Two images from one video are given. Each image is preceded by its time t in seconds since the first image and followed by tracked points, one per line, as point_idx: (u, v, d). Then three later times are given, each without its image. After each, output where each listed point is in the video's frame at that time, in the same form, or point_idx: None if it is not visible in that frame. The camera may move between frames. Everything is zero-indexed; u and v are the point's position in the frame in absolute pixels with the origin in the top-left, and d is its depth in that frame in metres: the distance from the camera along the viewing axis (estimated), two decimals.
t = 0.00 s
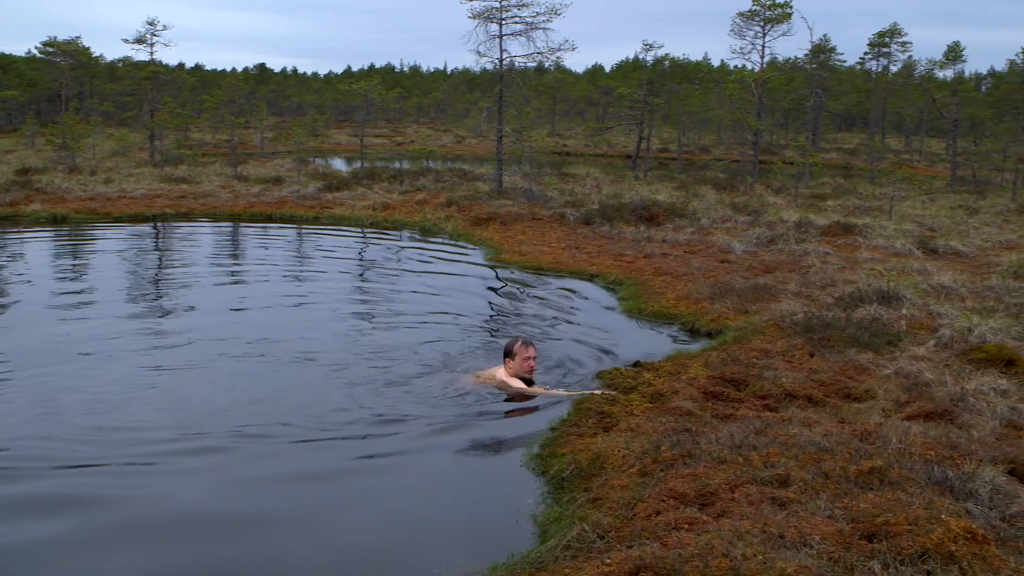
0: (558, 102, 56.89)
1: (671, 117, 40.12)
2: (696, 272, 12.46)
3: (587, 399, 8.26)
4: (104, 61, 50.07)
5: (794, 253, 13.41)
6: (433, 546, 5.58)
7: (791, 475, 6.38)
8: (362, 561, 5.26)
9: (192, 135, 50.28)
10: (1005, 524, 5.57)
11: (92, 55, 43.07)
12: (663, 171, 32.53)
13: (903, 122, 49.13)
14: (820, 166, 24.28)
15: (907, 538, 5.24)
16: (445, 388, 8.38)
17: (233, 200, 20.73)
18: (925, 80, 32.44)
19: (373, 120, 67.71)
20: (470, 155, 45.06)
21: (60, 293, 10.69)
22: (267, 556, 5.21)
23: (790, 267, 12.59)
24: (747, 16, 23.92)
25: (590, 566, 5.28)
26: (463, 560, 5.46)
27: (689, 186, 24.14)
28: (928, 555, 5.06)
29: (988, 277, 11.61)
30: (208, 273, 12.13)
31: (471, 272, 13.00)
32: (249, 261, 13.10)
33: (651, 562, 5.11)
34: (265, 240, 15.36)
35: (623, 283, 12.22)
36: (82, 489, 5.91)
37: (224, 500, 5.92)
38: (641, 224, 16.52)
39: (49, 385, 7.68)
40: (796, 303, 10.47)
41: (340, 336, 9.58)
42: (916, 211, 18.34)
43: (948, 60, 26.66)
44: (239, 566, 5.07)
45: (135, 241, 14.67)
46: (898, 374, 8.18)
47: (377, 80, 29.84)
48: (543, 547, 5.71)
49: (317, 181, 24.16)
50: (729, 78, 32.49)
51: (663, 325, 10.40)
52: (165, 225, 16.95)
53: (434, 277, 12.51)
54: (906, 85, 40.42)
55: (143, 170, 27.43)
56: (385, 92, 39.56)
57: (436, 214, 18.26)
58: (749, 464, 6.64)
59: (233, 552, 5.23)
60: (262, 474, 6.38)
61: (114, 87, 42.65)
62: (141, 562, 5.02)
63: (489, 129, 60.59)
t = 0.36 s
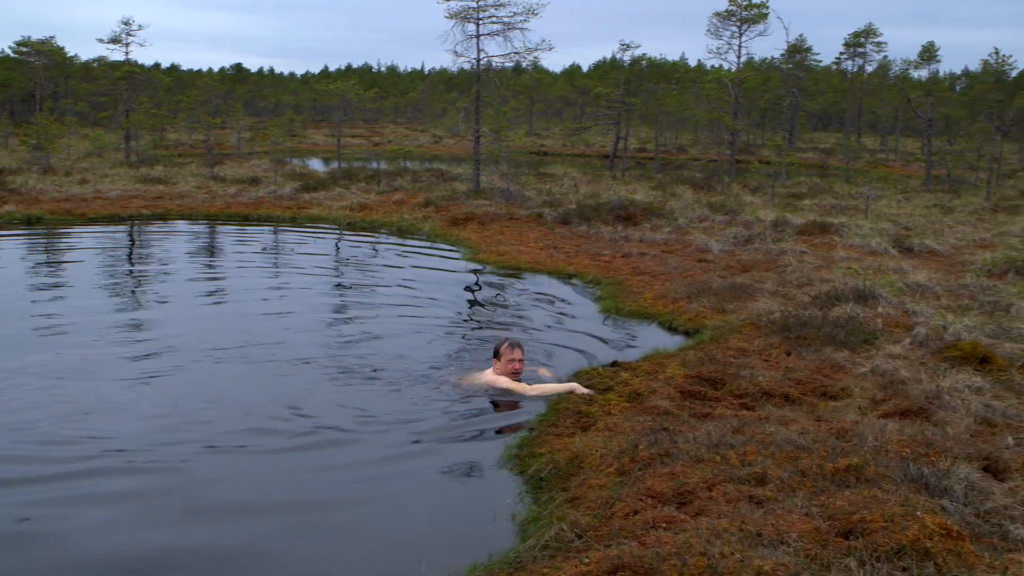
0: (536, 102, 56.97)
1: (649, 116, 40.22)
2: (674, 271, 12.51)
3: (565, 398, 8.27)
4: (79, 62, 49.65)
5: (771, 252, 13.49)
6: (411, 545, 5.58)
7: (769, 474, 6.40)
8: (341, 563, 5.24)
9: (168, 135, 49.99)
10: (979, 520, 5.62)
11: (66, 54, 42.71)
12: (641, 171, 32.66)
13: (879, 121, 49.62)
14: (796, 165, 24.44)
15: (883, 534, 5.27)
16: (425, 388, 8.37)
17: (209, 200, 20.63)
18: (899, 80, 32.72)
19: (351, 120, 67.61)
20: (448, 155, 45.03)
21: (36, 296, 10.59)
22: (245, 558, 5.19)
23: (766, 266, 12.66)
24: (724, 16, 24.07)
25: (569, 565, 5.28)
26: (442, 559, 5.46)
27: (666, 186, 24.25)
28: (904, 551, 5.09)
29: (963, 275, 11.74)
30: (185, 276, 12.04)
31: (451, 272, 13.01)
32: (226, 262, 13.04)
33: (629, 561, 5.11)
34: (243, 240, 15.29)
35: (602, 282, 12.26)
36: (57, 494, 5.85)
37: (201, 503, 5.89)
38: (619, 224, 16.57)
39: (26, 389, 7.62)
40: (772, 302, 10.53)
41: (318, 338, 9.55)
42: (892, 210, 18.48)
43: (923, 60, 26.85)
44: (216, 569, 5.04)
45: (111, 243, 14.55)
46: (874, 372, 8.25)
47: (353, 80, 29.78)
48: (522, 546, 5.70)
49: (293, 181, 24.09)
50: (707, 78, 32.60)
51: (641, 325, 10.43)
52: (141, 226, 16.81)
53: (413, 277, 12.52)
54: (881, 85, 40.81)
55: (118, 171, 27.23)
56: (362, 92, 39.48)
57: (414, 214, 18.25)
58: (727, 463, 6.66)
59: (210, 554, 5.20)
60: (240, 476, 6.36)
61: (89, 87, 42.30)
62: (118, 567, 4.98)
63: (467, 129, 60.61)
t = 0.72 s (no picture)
0: (520, 102, 57.17)
1: (634, 116, 40.34)
2: (658, 271, 12.55)
3: (550, 399, 8.27)
4: (62, 62, 49.44)
5: (755, 251, 13.55)
6: (396, 547, 5.57)
7: (754, 472, 6.41)
8: (325, 565, 5.22)
9: (151, 136, 49.86)
10: (962, 518, 5.64)
11: (48, 54, 42.54)
12: (625, 171, 32.73)
13: (863, 121, 49.92)
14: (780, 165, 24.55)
15: (867, 533, 5.30)
16: (410, 389, 8.36)
17: (193, 201, 20.60)
18: (882, 80, 32.89)
19: (337, 120, 67.64)
20: (433, 156, 45.10)
21: (20, 296, 10.56)
22: (229, 561, 5.17)
23: (751, 266, 12.72)
24: (709, 17, 24.16)
25: (555, 565, 5.28)
26: (427, 561, 5.45)
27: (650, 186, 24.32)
28: (888, 549, 5.12)
29: (946, 274, 11.81)
30: (168, 277, 11.98)
31: (437, 273, 13.02)
32: (211, 262, 13.03)
33: (614, 561, 5.11)
34: (226, 241, 15.26)
35: (587, 282, 12.28)
36: (42, 498, 5.82)
37: (183, 507, 5.85)
38: (603, 224, 16.60)
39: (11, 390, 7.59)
40: (757, 301, 10.57)
41: (303, 338, 9.54)
42: (875, 210, 18.58)
43: (906, 61, 26.93)
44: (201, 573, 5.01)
45: (94, 243, 14.50)
46: (858, 371, 8.28)
47: (337, 81, 29.77)
48: (507, 546, 5.69)
49: (277, 181, 24.08)
50: (690, 78, 32.75)
51: (625, 325, 10.46)
52: (124, 227, 16.71)
53: (398, 277, 12.53)
54: (865, 85, 41.03)
55: (100, 172, 27.15)
56: (347, 92, 39.48)
57: (398, 214, 18.26)
58: (712, 462, 6.67)
59: (195, 559, 5.17)
60: (224, 479, 6.32)
61: (72, 88, 42.12)
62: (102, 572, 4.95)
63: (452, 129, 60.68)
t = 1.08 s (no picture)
0: (506, 102, 57.28)
1: (620, 116, 40.43)
2: (644, 271, 12.59)
3: (536, 398, 8.28)
4: (46, 62, 49.21)
5: (740, 250, 13.61)
6: (382, 548, 5.56)
7: (739, 471, 6.42)
8: (311, 565, 5.23)
9: (136, 135, 49.69)
10: (947, 515, 5.67)
11: (32, 54, 42.33)
12: (611, 171, 32.79)
13: (848, 121, 50.22)
14: (766, 165, 24.66)
15: (852, 531, 5.32)
16: (397, 389, 8.36)
17: (178, 201, 20.55)
18: (867, 80, 33.06)
19: (323, 120, 67.61)
20: (419, 155, 45.16)
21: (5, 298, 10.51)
22: (214, 564, 5.14)
23: (737, 265, 12.77)
24: (694, 16, 24.25)
25: (541, 565, 5.26)
26: (413, 561, 5.44)
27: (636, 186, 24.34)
28: (873, 547, 5.14)
29: (930, 273, 11.88)
30: (154, 278, 11.93)
31: (425, 273, 13.03)
32: (196, 263, 13.01)
33: (600, 560, 5.10)
34: (212, 241, 15.24)
35: (573, 282, 12.31)
36: (26, 501, 5.78)
37: (170, 509, 5.82)
38: (590, 224, 16.63)
39: None
40: (742, 301, 10.62)
41: (289, 338, 9.54)
42: (860, 209, 18.69)
43: (891, 60, 27.01)
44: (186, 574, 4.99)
45: (79, 244, 14.45)
46: (843, 370, 8.32)
47: (323, 81, 29.73)
48: (494, 546, 5.67)
49: (263, 182, 24.05)
50: (675, 78, 32.84)
51: (611, 324, 10.49)
52: (108, 228, 16.65)
53: (385, 277, 12.54)
54: (851, 84, 41.27)
55: (84, 172, 27.04)
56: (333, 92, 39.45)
57: (384, 215, 18.27)
58: (698, 461, 6.68)
59: (180, 561, 5.15)
60: (210, 480, 6.30)
61: (56, 88, 41.91)
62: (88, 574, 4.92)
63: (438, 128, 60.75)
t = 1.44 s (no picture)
0: (490, 102, 57.53)
1: (604, 116, 40.59)
2: (628, 270, 12.62)
3: (521, 398, 8.27)
4: (27, 61, 48.89)
5: (724, 250, 13.65)
6: (365, 548, 5.54)
7: (723, 470, 6.42)
8: (294, 566, 5.22)
9: (118, 136, 49.47)
10: (929, 513, 5.69)
11: (12, 54, 42.04)
12: (594, 171, 32.88)
13: (831, 121, 50.53)
14: (749, 164, 24.77)
15: (835, 530, 5.33)
16: (382, 389, 8.36)
17: (161, 202, 20.47)
18: (849, 80, 33.27)
19: (307, 120, 67.57)
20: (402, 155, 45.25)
21: None
22: (197, 566, 5.11)
23: (720, 265, 12.81)
24: (677, 16, 24.33)
25: (525, 565, 5.24)
26: (396, 561, 5.43)
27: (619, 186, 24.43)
28: (856, 546, 5.16)
29: (912, 272, 11.95)
30: (136, 279, 11.87)
31: (411, 273, 13.02)
32: (179, 264, 12.97)
33: (585, 559, 5.09)
34: (195, 242, 15.19)
35: (557, 282, 12.32)
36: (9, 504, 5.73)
37: (154, 511, 5.79)
38: (573, 223, 16.65)
39: None
40: (725, 300, 10.65)
41: (273, 339, 9.53)
42: (841, 209, 18.81)
43: (873, 61, 27.14)
44: None
45: (61, 245, 14.37)
46: (826, 368, 8.36)
47: (307, 81, 29.66)
48: (478, 546, 5.65)
49: (245, 182, 23.98)
50: (657, 78, 32.93)
51: (595, 324, 10.51)
52: (90, 229, 16.56)
53: (369, 277, 12.54)
54: (833, 85, 41.53)
55: (64, 172, 26.91)
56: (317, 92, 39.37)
57: (368, 215, 18.26)
58: (682, 460, 6.67)
59: (163, 563, 5.12)
60: (193, 482, 6.27)
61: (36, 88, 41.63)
62: None
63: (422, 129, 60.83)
